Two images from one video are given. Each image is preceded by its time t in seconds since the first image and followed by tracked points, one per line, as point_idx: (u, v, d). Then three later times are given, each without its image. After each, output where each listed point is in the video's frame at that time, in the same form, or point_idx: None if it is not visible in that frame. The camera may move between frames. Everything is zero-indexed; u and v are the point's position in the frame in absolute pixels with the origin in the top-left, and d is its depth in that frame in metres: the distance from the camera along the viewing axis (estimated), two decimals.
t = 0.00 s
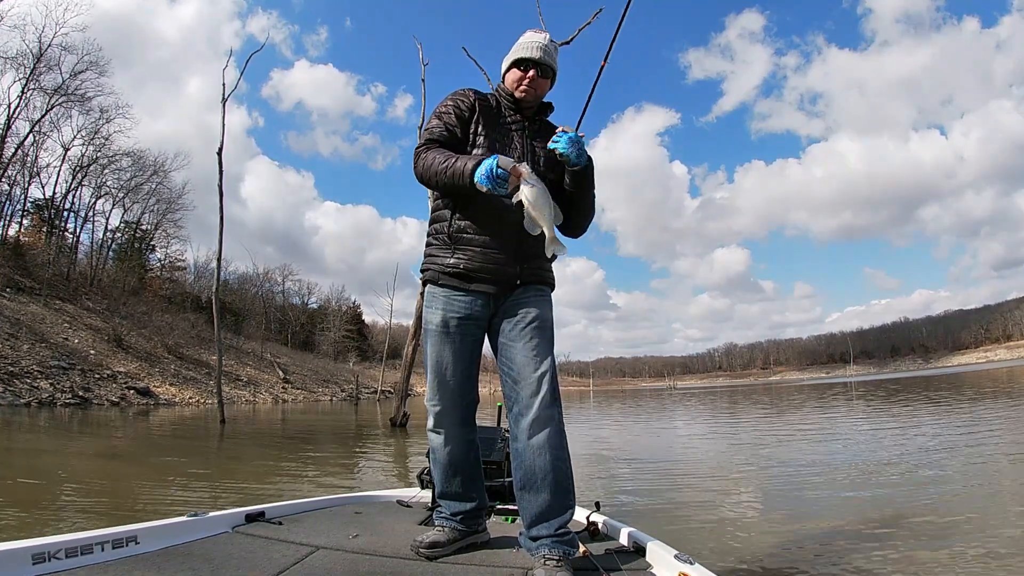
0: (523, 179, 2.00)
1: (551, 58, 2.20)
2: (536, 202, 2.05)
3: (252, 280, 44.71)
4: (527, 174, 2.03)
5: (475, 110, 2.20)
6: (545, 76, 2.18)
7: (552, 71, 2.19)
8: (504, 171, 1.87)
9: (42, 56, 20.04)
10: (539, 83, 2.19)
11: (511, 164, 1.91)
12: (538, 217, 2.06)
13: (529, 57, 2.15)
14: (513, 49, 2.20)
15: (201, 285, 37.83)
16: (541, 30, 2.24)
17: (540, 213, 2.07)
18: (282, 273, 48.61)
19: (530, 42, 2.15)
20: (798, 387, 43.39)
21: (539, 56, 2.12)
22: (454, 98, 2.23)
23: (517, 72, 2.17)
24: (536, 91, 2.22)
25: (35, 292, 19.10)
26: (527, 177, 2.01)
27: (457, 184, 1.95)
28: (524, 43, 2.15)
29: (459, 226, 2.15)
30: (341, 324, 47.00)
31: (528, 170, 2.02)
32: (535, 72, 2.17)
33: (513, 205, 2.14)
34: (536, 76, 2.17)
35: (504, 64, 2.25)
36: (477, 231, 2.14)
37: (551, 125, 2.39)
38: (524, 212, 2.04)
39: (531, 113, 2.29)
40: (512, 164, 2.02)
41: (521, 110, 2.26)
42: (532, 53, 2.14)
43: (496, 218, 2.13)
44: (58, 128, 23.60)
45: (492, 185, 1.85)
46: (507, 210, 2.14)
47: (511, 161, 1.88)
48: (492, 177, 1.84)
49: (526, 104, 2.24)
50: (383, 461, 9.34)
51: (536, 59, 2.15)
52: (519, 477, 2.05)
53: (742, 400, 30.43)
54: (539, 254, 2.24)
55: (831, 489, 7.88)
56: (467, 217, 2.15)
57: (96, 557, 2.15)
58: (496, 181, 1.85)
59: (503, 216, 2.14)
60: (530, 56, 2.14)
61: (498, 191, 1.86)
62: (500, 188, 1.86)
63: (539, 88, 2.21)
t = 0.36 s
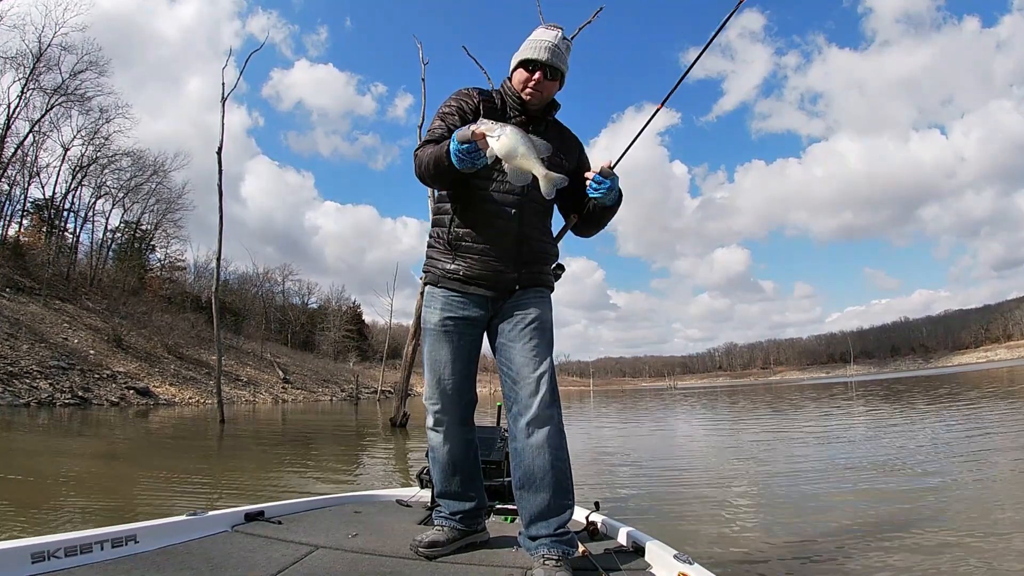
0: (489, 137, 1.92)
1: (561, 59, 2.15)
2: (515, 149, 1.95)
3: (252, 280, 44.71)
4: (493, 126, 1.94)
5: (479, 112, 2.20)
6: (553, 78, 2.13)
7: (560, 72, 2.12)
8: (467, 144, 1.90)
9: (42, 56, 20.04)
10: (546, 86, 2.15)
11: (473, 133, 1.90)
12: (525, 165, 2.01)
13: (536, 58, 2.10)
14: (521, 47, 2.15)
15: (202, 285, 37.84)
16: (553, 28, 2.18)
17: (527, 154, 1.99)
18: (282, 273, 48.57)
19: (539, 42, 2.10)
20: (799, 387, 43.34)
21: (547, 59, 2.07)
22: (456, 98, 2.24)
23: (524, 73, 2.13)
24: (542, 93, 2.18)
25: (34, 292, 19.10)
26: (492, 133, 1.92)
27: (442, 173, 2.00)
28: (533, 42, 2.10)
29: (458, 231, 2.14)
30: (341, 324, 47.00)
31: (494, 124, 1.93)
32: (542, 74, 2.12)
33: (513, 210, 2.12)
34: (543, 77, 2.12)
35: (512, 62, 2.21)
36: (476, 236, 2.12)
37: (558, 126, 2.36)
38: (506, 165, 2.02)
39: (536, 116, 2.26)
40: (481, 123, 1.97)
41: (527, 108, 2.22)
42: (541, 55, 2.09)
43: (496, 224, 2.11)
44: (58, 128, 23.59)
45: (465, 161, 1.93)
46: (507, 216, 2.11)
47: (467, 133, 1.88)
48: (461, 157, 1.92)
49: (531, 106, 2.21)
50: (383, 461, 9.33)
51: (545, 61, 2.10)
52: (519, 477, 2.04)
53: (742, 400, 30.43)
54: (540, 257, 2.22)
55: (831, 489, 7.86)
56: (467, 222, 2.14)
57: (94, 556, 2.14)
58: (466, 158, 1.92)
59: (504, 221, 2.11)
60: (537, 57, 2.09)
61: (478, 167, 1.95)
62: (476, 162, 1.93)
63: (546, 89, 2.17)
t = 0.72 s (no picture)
0: (478, 131, 1.90)
1: (577, 74, 2.19)
2: (508, 134, 1.91)
3: (252, 281, 44.71)
4: (480, 115, 1.90)
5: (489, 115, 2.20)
6: (567, 91, 2.18)
7: (573, 86, 2.17)
8: (461, 146, 1.92)
9: (41, 57, 20.04)
10: (559, 98, 2.18)
11: (461, 133, 1.90)
12: (527, 149, 1.94)
13: (553, 68, 2.13)
14: (539, 55, 2.17)
15: (202, 285, 37.84)
16: (572, 39, 2.20)
17: (523, 137, 1.93)
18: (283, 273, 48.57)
19: (556, 53, 2.13)
20: (800, 386, 43.23)
21: (563, 71, 2.09)
22: (467, 99, 2.22)
23: (540, 82, 2.17)
24: (554, 105, 2.21)
25: (34, 293, 19.10)
26: (481, 125, 1.89)
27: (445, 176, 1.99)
28: (551, 53, 2.13)
29: (459, 244, 2.13)
30: (341, 325, 46.98)
31: (480, 114, 1.90)
32: (556, 86, 2.16)
33: (516, 232, 2.12)
34: (557, 89, 2.16)
35: (527, 69, 2.23)
36: (477, 253, 2.11)
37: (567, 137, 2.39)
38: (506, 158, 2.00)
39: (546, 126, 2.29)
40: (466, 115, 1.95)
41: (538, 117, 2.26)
42: (557, 66, 2.12)
43: (499, 244, 2.11)
44: (58, 128, 23.61)
45: (465, 161, 1.94)
46: (510, 237, 2.11)
47: (455, 136, 1.89)
48: (455, 160, 1.93)
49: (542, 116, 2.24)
50: (383, 461, 9.31)
51: (560, 73, 2.13)
52: (517, 475, 2.02)
53: (742, 399, 30.37)
54: (539, 272, 2.25)
55: (833, 488, 7.84)
56: (470, 237, 2.12)
57: (94, 556, 2.12)
58: (460, 159, 1.93)
59: (506, 242, 2.12)
60: (554, 68, 2.12)
61: (478, 165, 1.96)
62: (474, 161, 1.94)
63: (559, 102, 2.21)
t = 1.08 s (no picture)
0: (499, 156, 1.81)
1: (582, 79, 2.18)
2: (532, 159, 1.87)
3: (252, 281, 44.71)
4: (501, 143, 1.81)
5: (496, 118, 2.19)
6: (571, 98, 2.17)
7: (579, 92, 2.17)
8: (481, 173, 1.84)
9: (42, 57, 20.02)
10: (564, 104, 2.18)
11: (481, 159, 1.81)
12: (552, 175, 1.92)
13: (558, 73, 2.12)
14: (546, 59, 2.15)
15: (202, 286, 37.85)
16: (579, 43, 2.19)
17: (548, 163, 1.91)
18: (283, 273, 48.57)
19: (562, 59, 2.12)
20: (801, 386, 43.13)
21: (568, 78, 2.09)
22: (474, 101, 2.21)
23: (544, 88, 2.16)
24: (558, 112, 2.21)
25: (35, 293, 19.12)
26: (502, 151, 1.81)
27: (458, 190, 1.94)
28: (557, 58, 2.11)
29: (461, 251, 2.12)
30: (342, 325, 46.97)
31: (500, 139, 1.81)
32: (561, 92, 2.16)
33: (518, 243, 2.13)
34: (562, 96, 2.16)
35: (532, 72, 2.21)
36: (477, 262, 2.11)
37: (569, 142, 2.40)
38: (528, 183, 1.96)
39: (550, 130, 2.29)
40: (482, 138, 1.84)
41: (541, 122, 2.26)
42: (562, 73, 2.11)
43: (500, 253, 2.10)
44: (58, 129, 23.61)
45: (485, 188, 1.87)
46: (512, 247, 2.11)
47: (476, 164, 1.80)
48: (475, 188, 1.87)
49: (546, 122, 2.25)
50: (383, 461, 9.30)
51: (566, 79, 2.13)
52: (517, 474, 2.00)
53: (743, 399, 30.31)
54: (539, 276, 2.26)
55: (834, 488, 7.80)
56: (470, 245, 2.11)
57: (95, 556, 2.11)
58: (481, 187, 1.86)
59: (508, 252, 2.11)
60: (560, 73, 2.11)
61: (498, 191, 1.90)
62: (495, 187, 1.87)
63: (564, 108, 2.21)
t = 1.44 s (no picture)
0: (501, 174, 1.76)
1: (579, 76, 2.15)
2: (533, 174, 1.85)
3: (252, 281, 44.70)
4: (503, 161, 1.76)
5: (495, 120, 2.20)
6: (570, 96, 2.15)
7: (577, 89, 2.14)
8: (485, 192, 1.75)
9: (42, 57, 20.00)
10: (562, 103, 2.16)
11: (485, 178, 1.74)
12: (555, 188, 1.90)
13: (556, 71, 2.09)
14: (543, 57, 2.12)
15: (203, 286, 37.84)
16: (575, 40, 2.17)
17: (549, 176, 1.89)
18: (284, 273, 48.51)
19: (559, 56, 2.09)
20: (801, 387, 43.02)
21: (566, 76, 2.07)
22: (473, 103, 2.20)
23: (542, 87, 2.14)
24: (556, 111, 2.20)
25: (34, 292, 19.11)
26: (504, 168, 1.76)
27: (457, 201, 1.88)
28: (554, 56, 2.09)
29: (464, 255, 2.10)
30: (342, 325, 46.97)
31: (500, 157, 1.76)
32: (559, 91, 2.13)
33: (521, 246, 2.12)
34: (560, 94, 2.14)
35: (530, 70, 2.19)
36: (481, 266, 2.09)
37: (568, 138, 2.40)
38: (530, 198, 1.94)
39: (549, 128, 2.29)
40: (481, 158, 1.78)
41: (540, 121, 2.24)
42: (560, 71, 2.09)
43: (504, 257, 2.09)
44: (59, 128, 23.57)
45: (490, 207, 1.80)
46: (515, 250, 2.10)
47: (479, 184, 1.71)
48: (479, 207, 1.79)
49: (545, 121, 2.23)
50: (383, 461, 9.29)
51: (564, 77, 2.10)
52: (518, 475, 1.98)
53: (743, 399, 30.27)
54: (541, 277, 2.25)
55: (835, 488, 7.77)
56: (474, 250, 2.08)
57: (96, 557, 2.09)
58: (486, 207, 1.79)
59: (511, 257, 2.10)
60: (557, 72, 2.08)
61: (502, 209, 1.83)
62: (500, 206, 1.81)
63: (562, 106, 2.19)
